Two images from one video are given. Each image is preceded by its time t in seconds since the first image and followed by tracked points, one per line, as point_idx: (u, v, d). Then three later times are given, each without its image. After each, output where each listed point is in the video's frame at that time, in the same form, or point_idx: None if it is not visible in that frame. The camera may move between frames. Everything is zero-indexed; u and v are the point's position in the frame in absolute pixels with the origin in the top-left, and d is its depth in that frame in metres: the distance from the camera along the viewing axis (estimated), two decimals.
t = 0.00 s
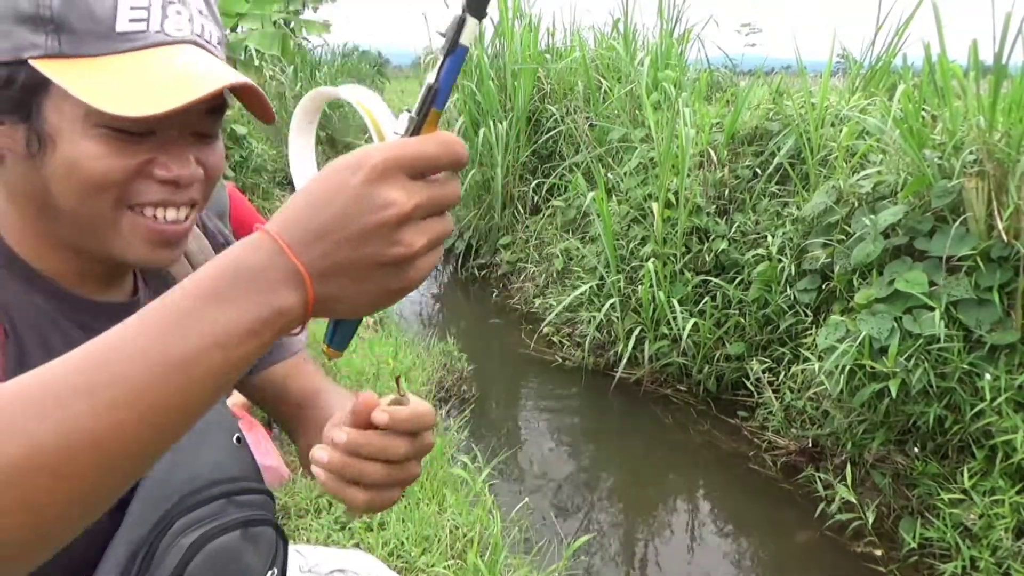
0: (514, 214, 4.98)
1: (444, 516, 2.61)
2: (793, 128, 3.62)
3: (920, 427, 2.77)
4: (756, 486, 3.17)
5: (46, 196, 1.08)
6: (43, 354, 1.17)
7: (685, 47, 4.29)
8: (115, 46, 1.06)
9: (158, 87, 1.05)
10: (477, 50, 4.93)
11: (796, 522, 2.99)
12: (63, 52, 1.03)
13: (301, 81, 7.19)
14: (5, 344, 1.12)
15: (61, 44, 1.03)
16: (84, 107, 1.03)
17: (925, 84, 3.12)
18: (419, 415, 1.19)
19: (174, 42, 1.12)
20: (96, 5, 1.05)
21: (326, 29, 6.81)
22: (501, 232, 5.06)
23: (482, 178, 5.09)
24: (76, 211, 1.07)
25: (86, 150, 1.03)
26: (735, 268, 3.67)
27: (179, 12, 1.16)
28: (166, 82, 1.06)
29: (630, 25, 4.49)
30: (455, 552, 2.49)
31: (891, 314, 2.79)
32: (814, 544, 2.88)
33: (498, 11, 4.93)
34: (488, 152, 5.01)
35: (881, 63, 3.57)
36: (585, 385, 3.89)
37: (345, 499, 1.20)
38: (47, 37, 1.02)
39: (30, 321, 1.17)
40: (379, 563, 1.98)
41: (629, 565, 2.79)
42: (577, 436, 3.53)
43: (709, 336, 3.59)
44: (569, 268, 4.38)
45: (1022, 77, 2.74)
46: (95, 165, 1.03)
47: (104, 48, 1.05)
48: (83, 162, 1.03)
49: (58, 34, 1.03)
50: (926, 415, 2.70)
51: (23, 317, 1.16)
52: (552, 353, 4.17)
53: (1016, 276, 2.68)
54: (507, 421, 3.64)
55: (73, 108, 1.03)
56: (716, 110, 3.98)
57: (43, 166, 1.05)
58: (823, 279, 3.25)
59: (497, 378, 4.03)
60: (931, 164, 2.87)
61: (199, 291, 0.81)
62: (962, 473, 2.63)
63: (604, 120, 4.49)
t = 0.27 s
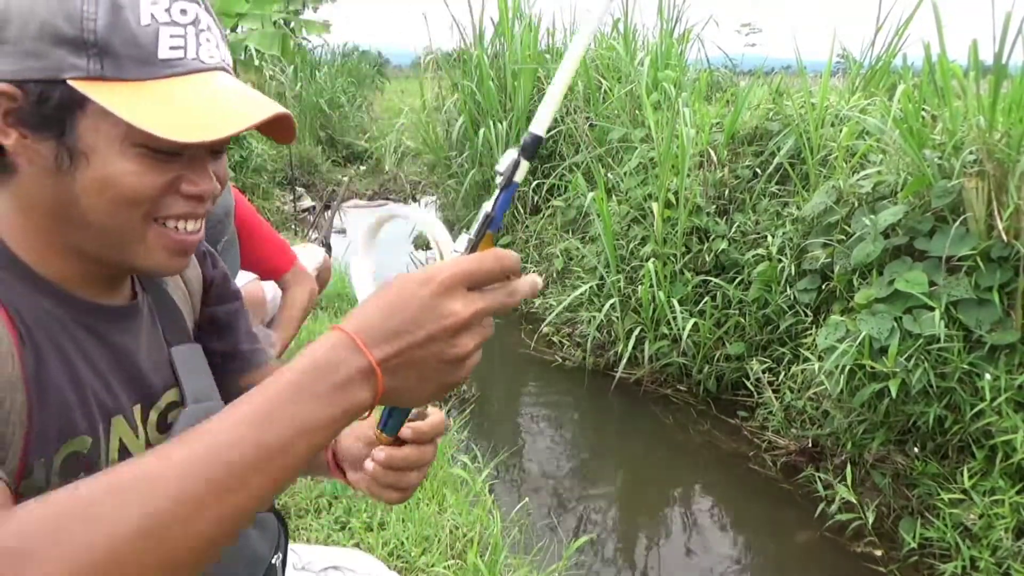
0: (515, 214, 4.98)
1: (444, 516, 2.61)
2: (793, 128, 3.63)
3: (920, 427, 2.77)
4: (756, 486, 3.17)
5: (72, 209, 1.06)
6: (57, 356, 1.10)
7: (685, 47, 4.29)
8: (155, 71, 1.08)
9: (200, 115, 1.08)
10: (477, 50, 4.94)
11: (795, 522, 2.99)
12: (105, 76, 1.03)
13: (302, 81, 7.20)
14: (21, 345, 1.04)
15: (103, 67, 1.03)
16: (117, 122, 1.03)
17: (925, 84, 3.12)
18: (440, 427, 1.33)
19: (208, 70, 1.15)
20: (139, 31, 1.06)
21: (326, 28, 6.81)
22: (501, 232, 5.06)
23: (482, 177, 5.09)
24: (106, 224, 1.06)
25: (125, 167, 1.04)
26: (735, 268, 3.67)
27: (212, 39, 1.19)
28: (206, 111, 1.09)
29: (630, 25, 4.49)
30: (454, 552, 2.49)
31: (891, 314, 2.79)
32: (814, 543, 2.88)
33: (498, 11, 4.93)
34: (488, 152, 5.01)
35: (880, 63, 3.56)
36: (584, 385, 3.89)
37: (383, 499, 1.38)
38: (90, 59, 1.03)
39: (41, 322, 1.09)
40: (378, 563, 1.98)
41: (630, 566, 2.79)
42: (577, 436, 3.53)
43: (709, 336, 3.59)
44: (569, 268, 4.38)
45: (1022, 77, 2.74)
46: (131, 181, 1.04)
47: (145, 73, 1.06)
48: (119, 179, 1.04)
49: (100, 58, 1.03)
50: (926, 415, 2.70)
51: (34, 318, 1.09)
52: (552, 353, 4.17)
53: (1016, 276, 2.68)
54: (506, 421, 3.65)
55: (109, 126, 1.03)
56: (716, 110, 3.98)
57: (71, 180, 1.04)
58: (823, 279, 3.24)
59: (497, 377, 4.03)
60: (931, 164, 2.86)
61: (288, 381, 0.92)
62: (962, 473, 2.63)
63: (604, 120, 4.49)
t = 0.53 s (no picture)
0: (514, 214, 4.99)
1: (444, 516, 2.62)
2: (793, 128, 3.63)
3: (920, 427, 2.77)
4: (755, 486, 3.17)
5: (104, 221, 1.19)
6: (72, 364, 1.22)
7: (686, 47, 4.29)
8: (195, 95, 1.24)
9: (237, 134, 1.25)
10: (477, 50, 4.93)
11: (795, 523, 2.99)
12: (151, 98, 1.19)
13: (302, 81, 7.19)
14: (36, 361, 1.15)
15: (150, 90, 1.19)
16: (155, 141, 1.18)
17: (925, 84, 3.12)
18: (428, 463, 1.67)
19: (240, 94, 1.32)
20: (182, 58, 1.23)
21: (326, 28, 6.80)
22: (501, 232, 5.06)
23: (483, 177, 5.09)
24: (137, 236, 1.20)
25: (163, 185, 1.19)
26: (735, 268, 3.68)
27: (240, 65, 1.37)
28: (242, 130, 1.27)
29: (630, 25, 4.49)
30: (455, 552, 2.49)
31: (891, 314, 2.79)
32: (813, 543, 2.88)
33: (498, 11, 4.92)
34: (488, 152, 5.01)
35: (881, 63, 3.56)
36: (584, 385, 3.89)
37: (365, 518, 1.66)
38: (136, 81, 1.17)
39: (55, 334, 1.21)
40: (378, 564, 1.98)
41: (629, 566, 2.79)
42: (577, 436, 3.53)
43: (709, 336, 3.59)
44: (569, 268, 4.38)
45: (1022, 77, 2.74)
46: (168, 198, 1.19)
47: (187, 96, 1.23)
48: (154, 197, 1.18)
49: (146, 81, 1.19)
50: (926, 415, 2.70)
51: (48, 328, 1.20)
52: (552, 353, 4.17)
53: (1016, 276, 2.68)
54: (506, 421, 3.65)
55: (150, 146, 1.18)
56: (716, 110, 3.98)
57: (108, 196, 1.17)
58: (823, 279, 3.24)
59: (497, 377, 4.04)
60: (931, 164, 2.87)
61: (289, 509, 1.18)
62: (962, 473, 2.63)
63: (604, 120, 4.48)
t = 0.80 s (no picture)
0: (515, 214, 4.99)
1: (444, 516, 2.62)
2: (793, 128, 3.63)
3: (920, 428, 2.77)
4: (756, 486, 3.18)
5: (137, 233, 1.21)
6: (97, 368, 1.25)
7: (685, 47, 4.29)
8: (235, 117, 1.27)
9: (273, 158, 1.29)
10: (477, 50, 4.93)
11: (795, 523, 2.99)
12: (193, 120, 1.21)
13: (302, 81, 7.20)
14: (62, 364, 1.16)
15: (192, 112, 1.21)
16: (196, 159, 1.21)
17: (925, 84, 3.12)
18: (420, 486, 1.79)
19: (273, 118, 1.36)
20: (224, 82, 1.26)
21: (326, 28, 6.80)
22: (501, 232, 5.06)
23: (483, 177, 5.09)
24: (169, 250, 1.23)
25: (197, 203, 1.22)
26: (735, 268, 3.68)
27: (273, 88, 1.40)
28: (276, 154, 1.30)
29: (630, 25, 4.48)
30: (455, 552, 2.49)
31: (891, 314, 2.80)
32: (813, 543, 2.88)
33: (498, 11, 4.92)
34: (488, 152, 5.01)
35: (881, 63, 3.56)
36: (584, 385, 3.89)
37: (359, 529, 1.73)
38: (180, 104, 1.20)
39: (81, 338, 1.23)
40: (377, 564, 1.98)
41: (630, 565, 2.79)
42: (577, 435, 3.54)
43: (709, 336, 3.59)
44: (569, 268, 4.38)
45: (1022, 77, 2.74)
46: (200, 216, 1.23)
47: (226, 119, 1.26)
48: (188, 213, 1.22)
49: (190, 104, 1.21)
50: (926, 415, 2.70)
51: (78, 333, 1.22)
52: (552, 353, 4.17)
53: (1016, 276, 2.67)
54: (507, 420, 3.65)
55: (188, 165, 1.21)
56: (716, 110, 3.98)
57: (142, 210, 1.20)
58: (823, 279, 3.24)
59: (497, 377, 4.04)
60: (931, 164, 2.86)
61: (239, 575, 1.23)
62: (962, 473, 2.63)
63: (604, 120, 4.48)
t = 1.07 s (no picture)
0: (515, 214, 4.99)
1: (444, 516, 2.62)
2: (793, 128, 3.63)
3: (920, 428, 2.77)
4: (756, 486, 3.18)
5: (161, 235, 1.21)
6: (111, 369, 1.25)
7: (685, 47, 4.29)
8: (264, 127, 1.28)
9: (301, 167, 1.30)
10: (477, 50, 4.93)
11: (795, 523, 2.99)
12: (225, 127, 1.22)
13: (302, 81, 7.21)
14: (78, 365, 1.16)
15: (224, 119, 1.22)
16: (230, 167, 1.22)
17: (925, 84, 3.12)
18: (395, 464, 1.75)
19: (298, 126, 1.37)
20: (255, 93, 1.27)
21: (326, 28, 6.80)
22: (501, 232, 5.07)
23: (482, 177, 5.09)
24: (192, 253, 1.24)
25: (223, 208, 1.22)
26: (735, 268, 3.68)
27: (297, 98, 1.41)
28: (304, 164, 1.31)
29: (630, 25, 4.48)
30: (455, 552, 2.49)
31: (891, 314, 2.80)
32: (813, 543, 2.88)
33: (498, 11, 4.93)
34: (488, 152, 5.01)
35: (881, 63, 3.56)
36: (585, 385, 3.89)
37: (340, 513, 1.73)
38: (213, 112, 1.20)
39: (97, 339, 1.23)
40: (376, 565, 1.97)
41: (630, 566, 2.79)
42: (577, 434, 3.53)
43: (709, 336, 3.59)
44: (569, 268, 4.38)
45: (1022, 77, 2.74)
46: (225, 221, 1.23)
47: (256, 127, 1.26)
48: (214, 218, 1.22)
49: (223, 112, 1.22)
50: (926, 415, 2.70)
51: (93, 334, 1.22)
52: (552, 353, 4.17)
53: (1016, 276, 2.67)
54: (506, 420, 3.65)
55: (219, 170, 1.21)
56: (717, 110, 3.99)
57: (170, 214, 1.20)
58: (823, 279, 3.24)
59: (498, 377, 4.04)
60: (931, 164, 2.87)
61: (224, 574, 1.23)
62: (962, 473, 2.63)
63: (604, 120, 4.48)
